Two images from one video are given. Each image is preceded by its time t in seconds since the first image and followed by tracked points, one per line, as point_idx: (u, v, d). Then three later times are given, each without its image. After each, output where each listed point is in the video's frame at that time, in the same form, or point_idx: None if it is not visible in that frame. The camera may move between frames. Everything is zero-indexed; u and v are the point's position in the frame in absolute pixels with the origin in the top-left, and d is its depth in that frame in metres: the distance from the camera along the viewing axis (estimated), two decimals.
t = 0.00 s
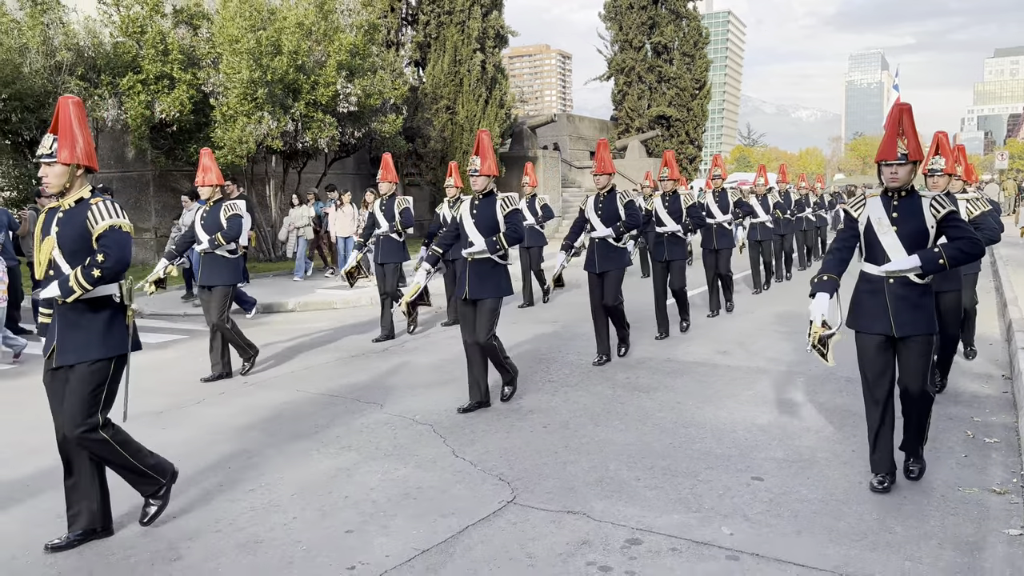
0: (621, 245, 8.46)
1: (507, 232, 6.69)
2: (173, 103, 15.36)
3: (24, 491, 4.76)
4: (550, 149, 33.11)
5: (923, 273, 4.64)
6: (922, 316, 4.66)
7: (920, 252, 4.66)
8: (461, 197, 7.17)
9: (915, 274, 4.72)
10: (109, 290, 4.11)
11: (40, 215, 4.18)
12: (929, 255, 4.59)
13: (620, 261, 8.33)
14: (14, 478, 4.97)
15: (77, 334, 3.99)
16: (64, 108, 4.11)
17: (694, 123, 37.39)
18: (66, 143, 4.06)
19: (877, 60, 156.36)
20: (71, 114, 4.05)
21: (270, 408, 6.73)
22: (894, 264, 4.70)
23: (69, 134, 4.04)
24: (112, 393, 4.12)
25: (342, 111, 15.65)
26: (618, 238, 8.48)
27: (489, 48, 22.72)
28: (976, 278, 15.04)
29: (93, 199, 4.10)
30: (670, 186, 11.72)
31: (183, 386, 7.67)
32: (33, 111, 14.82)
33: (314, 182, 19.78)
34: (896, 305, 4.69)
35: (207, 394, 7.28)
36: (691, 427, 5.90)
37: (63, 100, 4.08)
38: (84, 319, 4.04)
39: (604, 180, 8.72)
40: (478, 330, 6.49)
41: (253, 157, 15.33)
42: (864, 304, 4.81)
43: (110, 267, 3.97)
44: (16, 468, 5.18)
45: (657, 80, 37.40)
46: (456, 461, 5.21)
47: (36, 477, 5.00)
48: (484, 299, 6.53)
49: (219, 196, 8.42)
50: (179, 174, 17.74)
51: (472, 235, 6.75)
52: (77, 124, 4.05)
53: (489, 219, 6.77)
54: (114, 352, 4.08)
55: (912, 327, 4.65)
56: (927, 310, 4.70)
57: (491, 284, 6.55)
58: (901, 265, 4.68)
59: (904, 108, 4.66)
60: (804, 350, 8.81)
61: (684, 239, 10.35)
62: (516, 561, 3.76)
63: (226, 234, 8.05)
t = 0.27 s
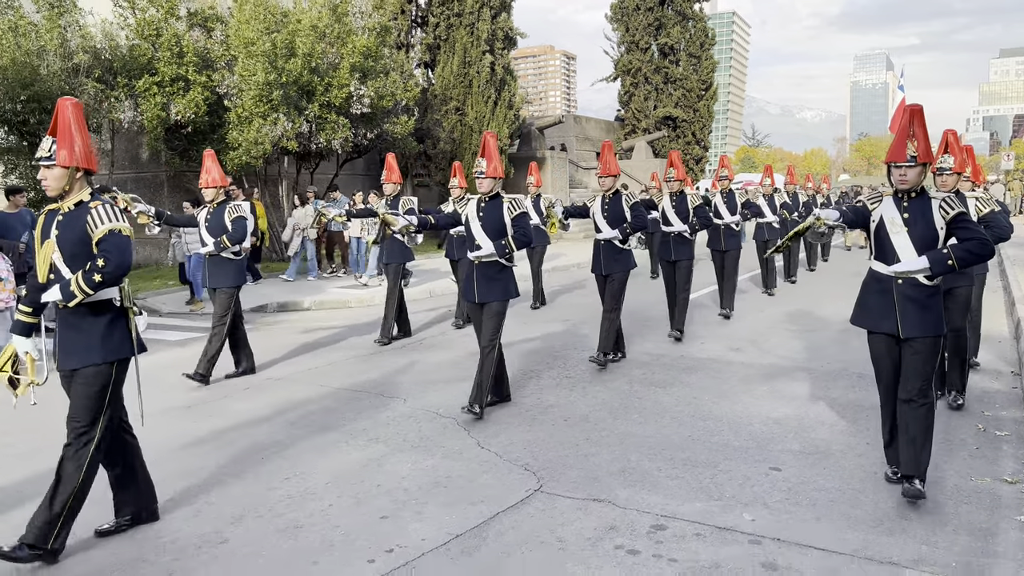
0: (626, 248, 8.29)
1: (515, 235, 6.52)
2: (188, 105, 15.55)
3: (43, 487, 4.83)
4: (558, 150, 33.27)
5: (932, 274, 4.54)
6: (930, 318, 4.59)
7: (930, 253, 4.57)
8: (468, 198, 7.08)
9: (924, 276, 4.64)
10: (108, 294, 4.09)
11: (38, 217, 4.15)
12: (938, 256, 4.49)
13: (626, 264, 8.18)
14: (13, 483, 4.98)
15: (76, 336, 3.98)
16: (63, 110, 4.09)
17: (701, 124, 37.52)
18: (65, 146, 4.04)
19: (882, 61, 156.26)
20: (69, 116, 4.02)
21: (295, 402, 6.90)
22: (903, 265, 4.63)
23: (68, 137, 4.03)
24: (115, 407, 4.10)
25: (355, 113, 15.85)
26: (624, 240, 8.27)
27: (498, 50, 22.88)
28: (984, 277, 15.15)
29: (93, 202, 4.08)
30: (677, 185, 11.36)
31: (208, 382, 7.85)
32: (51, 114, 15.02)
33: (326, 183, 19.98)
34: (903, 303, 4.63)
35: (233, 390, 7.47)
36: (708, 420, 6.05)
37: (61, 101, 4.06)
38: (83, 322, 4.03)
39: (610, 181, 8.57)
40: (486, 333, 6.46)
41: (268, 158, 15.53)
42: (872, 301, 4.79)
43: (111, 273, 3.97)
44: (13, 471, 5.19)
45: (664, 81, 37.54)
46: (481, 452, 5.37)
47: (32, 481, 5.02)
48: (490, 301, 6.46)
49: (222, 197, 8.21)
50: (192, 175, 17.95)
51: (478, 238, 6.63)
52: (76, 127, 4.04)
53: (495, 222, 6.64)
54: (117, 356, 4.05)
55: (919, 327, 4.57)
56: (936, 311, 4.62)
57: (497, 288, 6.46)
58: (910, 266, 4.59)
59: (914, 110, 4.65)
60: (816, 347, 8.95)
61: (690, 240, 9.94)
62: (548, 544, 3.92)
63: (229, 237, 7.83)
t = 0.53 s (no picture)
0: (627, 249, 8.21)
1: (516, 236, 6.65)
2: (201, 107, 15.79)
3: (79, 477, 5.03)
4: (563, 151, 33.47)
5: (937, 275, 4.60)
6: (934, 318, 4.65)
7: (936, 254, 4.62)
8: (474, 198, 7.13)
9: (928, 276, 4.72)
10: (102, 295, 4.04)
11: (35, 216, 4.11)
12: (943, 257, 4.55)
13: (626, 265, 8.08)
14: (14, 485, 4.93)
15: (66, 337, 3.94)
16: (60, 108, 4.05)
17: (706, 125, 37.68)
18: (62, 145, 4.00)
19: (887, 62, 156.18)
20: (65, 114, 3.98)
21: (316, 398, 7.10)
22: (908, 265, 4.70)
23: (64, 135, 3.98)
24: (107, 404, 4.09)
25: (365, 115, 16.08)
26: (625, 241, 8.22)
27: (506, 52, 23.08)
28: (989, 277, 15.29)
29: (91, 203, 4.03)
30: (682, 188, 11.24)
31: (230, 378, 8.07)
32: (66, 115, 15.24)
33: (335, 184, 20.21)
34: (908, 304, 4.68)
35: (255, 386, 7.68)
36: (717, 415, 6.24)
37: (59, 99, 4.03)
38: (77, 323, 3.97)
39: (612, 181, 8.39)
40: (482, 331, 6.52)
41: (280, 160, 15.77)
42: (877, 303, 4.83)
43: (105, 275, 3.89)
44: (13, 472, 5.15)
45: (669, 83, 37.71)
46: (500, 445, 5.56)
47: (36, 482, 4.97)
48: (491, 303, 6.50)
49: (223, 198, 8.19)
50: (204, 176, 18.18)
51: (481, 238, 6.72)
52: (73, 125, 3.99)
53: (498, 222, 6.73)
54: (107, 357, 4.01)
55: (923, 328, 4.62)
56: (940, 311, 4.69)
57: (498, 289, 6.50)
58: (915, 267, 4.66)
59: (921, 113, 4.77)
60: (822, 345, 9.12)
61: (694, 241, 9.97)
62: (568, 530, 4.12)
63: (225, 237, 7.80)
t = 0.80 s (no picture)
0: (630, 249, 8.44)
1: (517, 239, 6.64)
2: (216, 110, 16.02)
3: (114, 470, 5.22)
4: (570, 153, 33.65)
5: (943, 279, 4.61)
6: (940, 321, 4.64)
7: (940, 258, 4.62)
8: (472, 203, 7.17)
9: (934, 280, 4.69)
10: (101, 298, 4.09)
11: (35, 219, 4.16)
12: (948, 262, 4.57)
13: (630, 265, 8.39)
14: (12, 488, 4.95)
15: (72, 340, 3.99)
16: (60, 112, 4.10)
17: (712, 127, 37.81)
18: (60, 149, 4.04)
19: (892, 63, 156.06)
20: (64, 118, 4.02)
21: (338, 394, 7.31)
22: (915, 270, 4.66)
23: (62, 138, 4.02)
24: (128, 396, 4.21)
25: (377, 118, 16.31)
26: (627, 243, 8.40)
27: (514, 55, 23.27)
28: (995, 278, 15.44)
29: (88, 205, 4.08)
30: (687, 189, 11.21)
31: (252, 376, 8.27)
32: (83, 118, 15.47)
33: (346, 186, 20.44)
34: (915, 309, 4.64)
35: (276, 383, 7.89)
36: (728, 411, 6.42)
37: (58, 104, 4.08)
38: (78, 325, 4.03)
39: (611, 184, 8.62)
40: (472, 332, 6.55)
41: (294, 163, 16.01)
42: (882, 308, 4.75)
43: (102, 278, 3.95)
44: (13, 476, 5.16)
45: (675, 85, 37.86)
46: (519, 439, 5.76)
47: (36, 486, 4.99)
48: (496, 305, 6.57)
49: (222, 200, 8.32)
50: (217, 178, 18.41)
51: (483, 242, 6.75)
52: (71, 128, 4.03)
53: (499, 226, 6.76)
54: (115, 358, 4.08)
55: (930, 331, 4.61)
56: (946, 314, 4.67)
57: (503, 292, 6.59)
58: (922, 271, 4.64)
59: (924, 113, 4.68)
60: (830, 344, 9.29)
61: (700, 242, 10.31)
62: (589, 518, 4.31)
63: (226, 240, 7.99)
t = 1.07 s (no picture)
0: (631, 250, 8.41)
1: (517, 239, 6.65)
2: (231, 111, 16.27)
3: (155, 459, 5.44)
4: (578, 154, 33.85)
5: (945, 279, 4.66)
6: (943, 322, 4.65)
7: (941, 258, 4.67)
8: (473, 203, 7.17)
9: (935, 281, 4.73)
10: (98, 298, 4.13)
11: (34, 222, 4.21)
12: (950, 262, 4.62)
13: (633, 267, 8.34)
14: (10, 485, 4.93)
15: (71, 341, 3.99)
16: (61, 115, 4.16)
17: (719, 128, 37.97)
18: (61, 151, 4.12)
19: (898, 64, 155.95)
20: (66, 121, 4.10)
21: (364, 387, 7.54)
22: (916, 270, 4.71)
23: (63, 141, 4.10)
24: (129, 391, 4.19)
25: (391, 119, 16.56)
26: (628, 244, 8.41)
27: (524, 57, 23.47)
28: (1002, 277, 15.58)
29: (85, 206, 4.14)
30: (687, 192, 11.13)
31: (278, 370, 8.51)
32: (102, 119, 15.71)
33: (358, 186, 20.67)
34: (916, 311, 4.66)
35: (301, 378, 8.12)
36: (742, 403, 6.62)
37: (60, 107, 4.15)
38: (75, 325, 4.03)
39: (614, 185, 8.79)
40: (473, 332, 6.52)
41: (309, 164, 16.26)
42: (883, 311, 4.76)
43: (100, 276, 4.00)
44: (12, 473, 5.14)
45: (682, 86, 38.02)
46: (541, 429, 5.96)
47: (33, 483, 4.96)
48: (499, 305, 6.55)
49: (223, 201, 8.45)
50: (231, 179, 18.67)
51: (483, 243, 6.75)
52: (72, 131, 4.10)
53: (499, 227, 6.76)
54: (115, 358, 4.09)
55: (931, 332, 4.63)
56: (948, 315, 4.68)
57: (504, 293, 6.55)
58: (923, 271, 4.68)
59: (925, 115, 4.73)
60: (840, 340, 9.48)
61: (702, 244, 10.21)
62: (614, 501, 4.51)
63: (226, 239, 8.09)
